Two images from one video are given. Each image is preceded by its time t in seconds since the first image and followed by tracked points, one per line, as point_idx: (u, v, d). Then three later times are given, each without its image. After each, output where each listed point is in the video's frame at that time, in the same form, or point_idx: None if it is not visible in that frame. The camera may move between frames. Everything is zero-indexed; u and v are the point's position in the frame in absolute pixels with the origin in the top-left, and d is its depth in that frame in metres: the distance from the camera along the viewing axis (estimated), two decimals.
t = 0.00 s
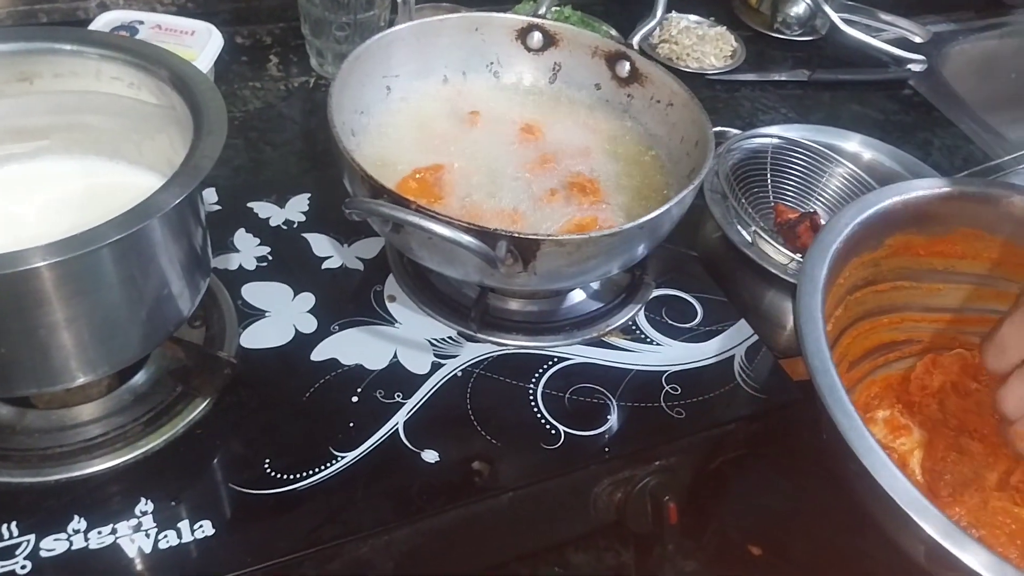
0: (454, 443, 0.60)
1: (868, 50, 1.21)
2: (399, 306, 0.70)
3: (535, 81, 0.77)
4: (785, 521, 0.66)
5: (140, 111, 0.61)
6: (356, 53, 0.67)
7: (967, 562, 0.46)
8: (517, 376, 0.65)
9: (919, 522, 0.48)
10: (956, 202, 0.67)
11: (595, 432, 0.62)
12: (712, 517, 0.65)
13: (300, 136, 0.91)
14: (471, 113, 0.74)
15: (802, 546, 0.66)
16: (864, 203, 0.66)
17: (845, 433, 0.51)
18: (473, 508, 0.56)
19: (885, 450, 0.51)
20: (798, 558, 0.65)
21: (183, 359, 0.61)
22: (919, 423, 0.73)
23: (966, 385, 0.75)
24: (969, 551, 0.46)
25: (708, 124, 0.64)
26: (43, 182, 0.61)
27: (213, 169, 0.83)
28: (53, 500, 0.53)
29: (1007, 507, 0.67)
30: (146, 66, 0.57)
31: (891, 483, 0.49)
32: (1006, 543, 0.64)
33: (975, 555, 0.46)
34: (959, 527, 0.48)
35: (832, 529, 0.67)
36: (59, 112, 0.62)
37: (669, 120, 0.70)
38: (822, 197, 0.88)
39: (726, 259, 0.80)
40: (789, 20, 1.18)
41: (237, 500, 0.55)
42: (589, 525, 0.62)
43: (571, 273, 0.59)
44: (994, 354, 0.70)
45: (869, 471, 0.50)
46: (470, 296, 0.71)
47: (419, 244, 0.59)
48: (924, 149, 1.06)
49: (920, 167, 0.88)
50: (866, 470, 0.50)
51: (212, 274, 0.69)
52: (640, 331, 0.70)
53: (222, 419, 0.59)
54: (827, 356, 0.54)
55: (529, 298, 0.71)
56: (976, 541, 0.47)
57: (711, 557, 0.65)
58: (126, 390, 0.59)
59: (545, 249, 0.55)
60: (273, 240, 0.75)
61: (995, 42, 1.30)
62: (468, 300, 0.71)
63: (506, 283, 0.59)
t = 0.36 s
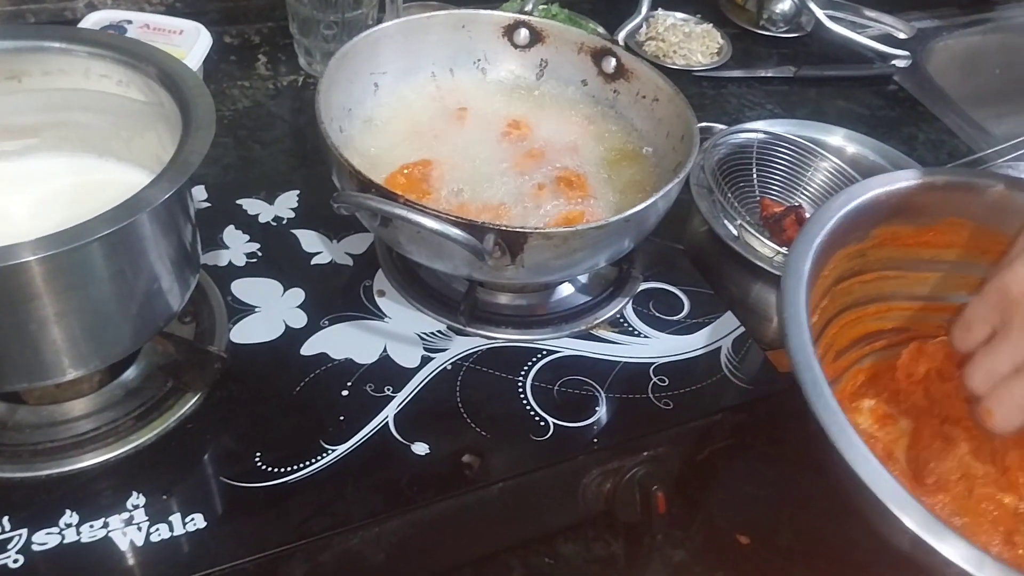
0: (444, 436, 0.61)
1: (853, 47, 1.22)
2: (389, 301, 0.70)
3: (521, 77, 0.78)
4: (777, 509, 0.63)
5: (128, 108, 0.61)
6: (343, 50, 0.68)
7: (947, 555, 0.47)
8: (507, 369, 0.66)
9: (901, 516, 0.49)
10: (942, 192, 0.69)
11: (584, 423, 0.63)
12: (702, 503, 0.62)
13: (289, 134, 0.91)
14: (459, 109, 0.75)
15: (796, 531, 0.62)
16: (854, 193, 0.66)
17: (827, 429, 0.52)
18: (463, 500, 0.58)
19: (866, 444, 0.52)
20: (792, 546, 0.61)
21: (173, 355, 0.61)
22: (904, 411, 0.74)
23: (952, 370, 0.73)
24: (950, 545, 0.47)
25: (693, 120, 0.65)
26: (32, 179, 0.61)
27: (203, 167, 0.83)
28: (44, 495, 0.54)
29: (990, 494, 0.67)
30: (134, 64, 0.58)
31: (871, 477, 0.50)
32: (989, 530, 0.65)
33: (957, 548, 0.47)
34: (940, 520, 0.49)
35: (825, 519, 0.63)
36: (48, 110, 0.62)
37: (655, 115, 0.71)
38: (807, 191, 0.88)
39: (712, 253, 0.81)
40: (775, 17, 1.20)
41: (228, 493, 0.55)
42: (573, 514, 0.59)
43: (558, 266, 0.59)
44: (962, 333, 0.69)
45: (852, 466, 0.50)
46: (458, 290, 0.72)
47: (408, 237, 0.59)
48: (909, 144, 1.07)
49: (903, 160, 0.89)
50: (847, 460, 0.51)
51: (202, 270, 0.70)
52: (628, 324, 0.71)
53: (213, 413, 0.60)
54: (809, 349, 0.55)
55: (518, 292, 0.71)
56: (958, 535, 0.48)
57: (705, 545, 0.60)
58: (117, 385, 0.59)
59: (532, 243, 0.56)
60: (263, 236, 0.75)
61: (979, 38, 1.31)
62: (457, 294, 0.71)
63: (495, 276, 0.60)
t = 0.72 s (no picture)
0: (433, 427, 0.61)
1: (838, 43, 1.23)
2: (377, 295, 0.71)
3: (507, 73, 0.79)
4: (764, 499, 0.64)
5: (117, 106, 0.62)
6: (330, 48, 0.69)
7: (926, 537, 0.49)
8: (495, 361, 0.67)
9: (880, 501, 0.50)
10: (910, 182, 0.71)
11: (573, 414, 0.64)
12: (690, 492, 0.63)
13: (278, 133, 0.92)
14: (445, 105, 0.76)
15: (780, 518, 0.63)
16: (820, 186, 0.68)
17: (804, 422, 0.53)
18: (453, 489, 0.58)
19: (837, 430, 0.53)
20: (775, 535, 0.62)
21: (163, 350, 0.62)
22: (880, 394, 0.77)
23: (922, 356, 0.78)
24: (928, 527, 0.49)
25: (676, 114, 0.66)
26: (22, 178, 0.62)
27: (192, 166, 0.84)
28: (36, 488, 0.54)
29: (960, 473, 0.70)
30: (121, 62, 0.58)
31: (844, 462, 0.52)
32: (961, 507, 0.67)
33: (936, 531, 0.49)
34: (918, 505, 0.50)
35: (811, 507, 0.64)
36: (37, 108, 0.63)
37: (639, 109, 0.72)
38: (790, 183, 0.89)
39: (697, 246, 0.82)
40: (760, 14, 1.21)
41: (220, 485, 0.56)
42: (563, 503, 0.60)
43: (545, 259, 0.60)
44: (984, 363, 0.69)
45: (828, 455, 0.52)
46: (446, 283, 0.72)
47: (395, 231, 0.60)
48: (893, 138, 1.08)
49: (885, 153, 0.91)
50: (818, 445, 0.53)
51: (191, 266, 0.70)
52: (615, 316, 0.72)
53: (203, 407, 0.60)
54: (780, 337, 0.57)
55: (506, 286, 0.72)
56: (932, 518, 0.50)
57: (692, 532, 0.61)
58: (108, 380, 0.60)
59: (518, 236, 0.56)
60: (252, 233, 0.76)
61: (962, 33, 1.32)
62: (445, 288, 0.72)
63: (481, 269, 0.60)
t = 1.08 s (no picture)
0: (423, 419, 0.62)
1: (827, 35, 1.23)
2: (368, 289, 0.71)
3: (495, 67, 0.79)
4: (753, 486, 0.67)
5: (106, 102, 0.62)
6: (318, 43, 0.69)
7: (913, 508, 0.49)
8: (485, 353, 0.67)
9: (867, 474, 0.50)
10: (897, 164, 0.71)
11: (563, 404, 0.64)
12: (680, 483, 0.66)
13: (269, 129, 0.92)
14: (433, 99, 0.76)
15: (769, 504, 0.66)
16: (809, 164, 0.69)
17: (786, 393, 0.53)
18: (444, 479, 0.58)
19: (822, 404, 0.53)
20: (765, 521, 0.65)
21: (155, 344, 0.62)
22: (864, 369, 0.78)
23: (907, 332, 0.79)
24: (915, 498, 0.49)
25: (663, 106, 0.66)
26: (12, 173, 0.62)
27: (184, 164, 0.84)
28: (30, 482, 0.55)
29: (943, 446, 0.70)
30: (110, 57, 0.58)
31: (831, 433, 0.51)
32: (943, 479, 0.67)
33: (922, 502, 0.49)
34: (904, 477, 0.50)
35: (800, 493, 0.67)
36: (26, 105, 0.63)
37: (626, 102, 0.72)
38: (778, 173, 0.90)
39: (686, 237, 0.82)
40: (749, 7, 1.21)
41: (212, 477, 0.56)
42: (555, 496, 0.64)
43: (533, 249, 0.60)
44: (967, 341, 0.67)
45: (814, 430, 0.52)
46: (436, 276, 0.73)
47: (384, 223, 0.60)
48: (881, 129, 1.08)
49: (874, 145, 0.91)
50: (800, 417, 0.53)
51: (182, 261, 0.70)
52: (604, 307, 0.73)
53: (195, 400, 0.61)
54: (762, 308, 0.57)
55: (496, 278, 0.73)
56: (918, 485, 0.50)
57: (681, 522, 0.64)
58: (101, 374, 0.61)
59: (506, 226, 0.57)
60: (243, 228, 0.76)
61: (950, 25, 1.33)
62: (435, 281, 0.72)
63: (471, 260, 0.61)
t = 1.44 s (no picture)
0: (424, 422, 0.61)
1: (826, 31, 1.23)
2: (367, 291, 0.71)
3: (494, 65, 0.78)
4: (757, 488, 0.66)
5: (100, 102, 0.61)
6: (315, 41, 0.68)
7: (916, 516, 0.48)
8: (487, 355, 0.66)
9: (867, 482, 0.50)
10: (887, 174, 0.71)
11: (566, 406, 0.63)
12: (684, 486, 0.65)
13: (266, 129, 0.91)
14: (431, 98, 0.75)
15: (773, 506, 0.66)
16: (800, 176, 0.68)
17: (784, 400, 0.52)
18: (448, 483, 0.58)
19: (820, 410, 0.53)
20: (769, 524, 0.65)
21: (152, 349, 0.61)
22: (859, 382, 0.76)
23: (903, 344, 0.77)
24: (917, 506, 0.48)
25: (665, 103, 0.65)
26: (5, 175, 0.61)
27: (179, 164, 0.83)
28: (26, 490, 0.54)
29: (941, 458, 0.69)
30: (103, 57, 0.57)
31: (831, 443, 0.51)
32: (942, 490, 0.67)
33: (925, 510, 0.48)
34: (906, 484, 0.50)
35: (804, 496, 0.66)
36: (19, 106, 0.62)
37: (627, 99, 0.71)
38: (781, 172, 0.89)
39: (687, 236, 0.81)
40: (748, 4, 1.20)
41: (211, 484, 0.55)
42: (559, 499, 0.63)
43: (535, 250, 0.60)
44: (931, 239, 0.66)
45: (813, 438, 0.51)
46: (436, 278, 0.72)
47: (384, 225, 0.59)
48: (882, 125, 1.08)
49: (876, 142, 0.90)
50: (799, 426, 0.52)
51: (179, 264, 0.69)
52: (606, 308, 0.72)
53: (193, 405, 0.60)
54: (757, 315, 0.56)
55: (496, 279, 0.72)
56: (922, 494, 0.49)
57: (686, 524, 0.64)
58: (97, 380, 0.59)
59: (508, 227, 0.56)
60: (239, 229, 0.75)
61: (950, 20, 1.32)
62: (434, 282, 0.71)
63: (471, 262, 0.60)
